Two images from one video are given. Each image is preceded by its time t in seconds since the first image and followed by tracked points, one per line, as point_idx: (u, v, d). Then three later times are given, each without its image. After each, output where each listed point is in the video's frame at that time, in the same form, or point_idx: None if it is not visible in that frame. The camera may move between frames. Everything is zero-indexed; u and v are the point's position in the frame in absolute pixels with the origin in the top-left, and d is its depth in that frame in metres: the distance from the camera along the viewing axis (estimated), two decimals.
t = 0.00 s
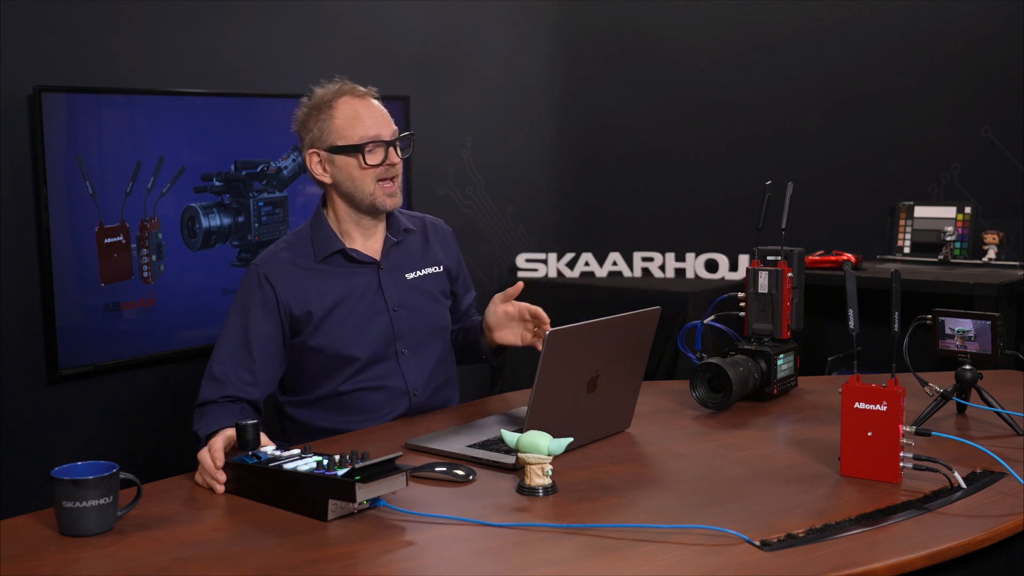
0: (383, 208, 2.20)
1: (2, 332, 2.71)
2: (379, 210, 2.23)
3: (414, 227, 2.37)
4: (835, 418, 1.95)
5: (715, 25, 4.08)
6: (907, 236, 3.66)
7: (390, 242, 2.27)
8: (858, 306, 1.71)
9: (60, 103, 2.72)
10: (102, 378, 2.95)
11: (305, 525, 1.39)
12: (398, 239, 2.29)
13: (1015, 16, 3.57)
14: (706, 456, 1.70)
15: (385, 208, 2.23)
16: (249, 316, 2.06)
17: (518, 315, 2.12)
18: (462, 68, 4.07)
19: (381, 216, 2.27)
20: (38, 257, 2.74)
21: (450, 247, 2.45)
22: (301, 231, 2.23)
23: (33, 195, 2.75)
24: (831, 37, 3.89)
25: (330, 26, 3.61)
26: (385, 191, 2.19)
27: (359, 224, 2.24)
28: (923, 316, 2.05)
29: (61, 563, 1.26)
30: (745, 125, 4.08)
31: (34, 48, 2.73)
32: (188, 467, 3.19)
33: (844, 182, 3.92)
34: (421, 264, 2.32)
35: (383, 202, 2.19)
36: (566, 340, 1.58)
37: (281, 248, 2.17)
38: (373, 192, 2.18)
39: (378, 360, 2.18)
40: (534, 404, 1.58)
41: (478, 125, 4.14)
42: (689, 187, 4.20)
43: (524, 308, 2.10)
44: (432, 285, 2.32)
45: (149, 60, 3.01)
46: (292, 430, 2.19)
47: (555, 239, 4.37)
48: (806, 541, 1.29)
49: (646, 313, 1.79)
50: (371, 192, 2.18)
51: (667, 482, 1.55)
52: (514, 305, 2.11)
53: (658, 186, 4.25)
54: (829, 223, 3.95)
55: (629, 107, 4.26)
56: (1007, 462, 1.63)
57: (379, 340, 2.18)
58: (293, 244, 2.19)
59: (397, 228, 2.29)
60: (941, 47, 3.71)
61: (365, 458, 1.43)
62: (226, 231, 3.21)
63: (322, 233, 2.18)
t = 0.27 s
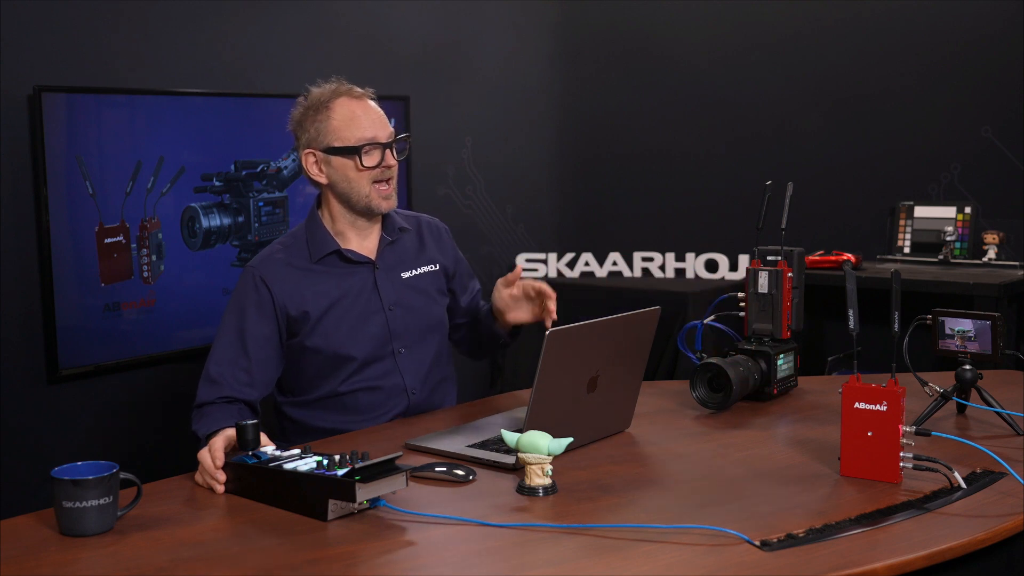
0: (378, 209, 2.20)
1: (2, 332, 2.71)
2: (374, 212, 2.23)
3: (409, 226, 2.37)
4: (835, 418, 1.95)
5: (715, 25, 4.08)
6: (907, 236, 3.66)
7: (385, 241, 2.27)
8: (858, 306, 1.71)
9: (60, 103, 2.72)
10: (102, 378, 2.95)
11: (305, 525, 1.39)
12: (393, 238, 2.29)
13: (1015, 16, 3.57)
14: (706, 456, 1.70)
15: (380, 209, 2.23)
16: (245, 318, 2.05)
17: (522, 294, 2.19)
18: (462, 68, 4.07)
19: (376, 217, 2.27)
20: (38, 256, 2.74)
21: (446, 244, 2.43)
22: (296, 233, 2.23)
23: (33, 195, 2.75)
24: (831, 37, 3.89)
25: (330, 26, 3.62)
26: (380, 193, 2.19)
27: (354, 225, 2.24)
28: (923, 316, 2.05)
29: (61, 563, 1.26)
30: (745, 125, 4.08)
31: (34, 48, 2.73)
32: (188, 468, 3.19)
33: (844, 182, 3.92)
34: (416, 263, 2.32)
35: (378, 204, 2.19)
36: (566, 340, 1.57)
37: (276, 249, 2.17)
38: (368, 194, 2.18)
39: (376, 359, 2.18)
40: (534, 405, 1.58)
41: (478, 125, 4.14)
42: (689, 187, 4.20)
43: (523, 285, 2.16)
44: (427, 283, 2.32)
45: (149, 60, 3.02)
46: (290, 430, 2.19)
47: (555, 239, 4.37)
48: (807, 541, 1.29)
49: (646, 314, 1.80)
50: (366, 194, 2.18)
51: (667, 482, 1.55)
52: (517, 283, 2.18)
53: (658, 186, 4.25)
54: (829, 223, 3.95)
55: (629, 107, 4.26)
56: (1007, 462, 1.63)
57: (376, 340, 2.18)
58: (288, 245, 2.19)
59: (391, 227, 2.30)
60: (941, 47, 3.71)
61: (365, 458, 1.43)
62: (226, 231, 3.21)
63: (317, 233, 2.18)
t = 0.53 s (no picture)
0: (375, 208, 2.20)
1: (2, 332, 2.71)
2: (371, 210, 2.23)
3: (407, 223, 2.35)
4: (835, 418, 1.95)
5: (715, 25, 4.08)
6: (907, 236, 3.66)
7: (383, 239, 2.27)
8: (858, 306, 1.71)
9: (60, 103, 2.72)
10: (102, 378, 2.95)
11: (305, 525, 1.39)
12: (390, 236, 2.28)
13: (1015, 16, 3.57)
14: (706, 456, 1.70)
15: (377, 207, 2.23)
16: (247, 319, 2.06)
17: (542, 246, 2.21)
18: (462, 68, 4.08)
19: (373, 214, 2.27)
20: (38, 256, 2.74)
21: (445, 238, 2.40)
22: (295, 233, 2.22)
23: (33, 195, 2.75)
24: (831, 37, 3.89)
25: (330, 26, 3.62)
26: (378, 191, 2.19)
27: (351, 223, 2.24)
28: (923, 316, 2.05)
29: (61, 562, 1.26)
30: (744, 125, 4.08)
31: (34, 48, 2.73)
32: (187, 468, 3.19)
33: (844, 182, 3.92)
34: (415, 261, 2.31)
35: (375, 202, 2.19)
36: (566, 340, 1.57)
37: (274, 250, 2.17)
38: (365, 192, 2.18)
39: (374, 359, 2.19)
40: (534, 405, 1.58)
41: (478, 125, 4.14)
42: (689, 187, 4.19)
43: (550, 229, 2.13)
44: (426, 281, 2.31)
45: (150, 60, 3.02)
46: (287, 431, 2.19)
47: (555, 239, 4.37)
48: (807, 541, 1.29)
49: (647, 314, 1.80)
50: (363, 193, 2.18)
51: (667, 482, 1.55)
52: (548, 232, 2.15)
53: (658, 186, 4.25)
54: (829, 224, 3.95)
55: (629, 107, 4.26)
56: (1007, 462, 1.63)
57: (374, 339, 2.18)
58: (286, 246, 2.19)
59: (389, 225, 2.29)
60: (941, 47, 3.71)
61: (366, 458, 1.43)
62: (226, 231, 3.21)
63: (314, 233, 2.18)
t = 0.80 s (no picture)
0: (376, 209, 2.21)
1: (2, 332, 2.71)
2: (372, 212, 2.24)
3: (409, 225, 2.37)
4: (835, 418, 1.95)
5: (715, 25, 4.08)
6: (907, 236, 3.66)
7: (384, 241, 2.28)
8: (858, 306, 1.71)
9: (60, 103, 2.72)
10: (102, 378, 2.95)
11: (305, 525, 1.39)
12: (391, 237, 2.29)
13: (1015, 15, 3.57)
14: (706, 456, 1.70)
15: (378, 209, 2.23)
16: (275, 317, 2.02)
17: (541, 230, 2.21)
18: (462, 68, 4.08)
19: (374, 216, 2.28)
20: (38, 256, 2.74)
21: (447, 239, 2.41)
22: (295, 234, 2.25)
23: (33, 195, 2.75)
24: (831, 37, 3.89)
25: (330, 27, 3.62)
26: (379, 193, 2.19)
27: (351, 225, 2.26)
28: (922, 316, 2.05)
29: (61, 563, 1.26)
30: (744, 125, 4.08)
31: (34, 48, 2.73)
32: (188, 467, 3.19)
33: (844, 182, 3.92)
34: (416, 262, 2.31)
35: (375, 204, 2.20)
36: (566, 339, 1.58)
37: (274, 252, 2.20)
38: (366, 194, 2.18)
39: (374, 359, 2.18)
40: (534, 405, 1.58)
41: (478, 125, 4.14)
42: (689, 186, 4.19)
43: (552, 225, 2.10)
44: (427, 282, 2.31)
45: (150, 60, 3.02)
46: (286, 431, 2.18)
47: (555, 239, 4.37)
48: (807, 541, 1.29)
49: (646, 314, 1.80)
50: (365, 194, 2.18)
51: (667, 482, 1.55)
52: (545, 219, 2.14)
53: (658, 186, 4.25)
54: (829, 224, 3.95)
55: (629, 107, 4.26)
56: (1007, 462, 1.63)
57: (374, 339, 2.19)
58: (286, 247, 2.22)
59: (390, 226, 2.30)
60: (941, 47, 3.71)
61: (365, 458, 1.43)
62: (226, 231, 3.21)
63: (314, 234, 2.20)
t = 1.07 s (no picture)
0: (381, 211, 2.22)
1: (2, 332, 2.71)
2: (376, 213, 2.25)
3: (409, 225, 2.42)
4: (835, 418, 1.95)
5: (715, 25, 4.08)
6: (907, 236, 3.66)
7: (386, 241, 2.32)
8: (858, 306, 1.71)
9: (60, 103, 2.72)
10: (102, 378, 2.95)
11: (305, 525, 1.39)
12: (393, 238, 2.34)
13: (1015, 15, 3.57)
14: (705, 456, 1.70)
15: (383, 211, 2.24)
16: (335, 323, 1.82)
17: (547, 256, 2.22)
18: (462, 68, 4.08)
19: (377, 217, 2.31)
20: (38, 256, 2.74)
21: (446, 242, 2.46)
22: (296, 232, 2.29)
23: (33, 195, 2.75)
24: (831, 37, 3.89)
25: (330, 27, 3.62)
26: (385, 195, 2.20)
27: (355, 225, 2.28)
28: (923, 316, 2.05)
29: (61, 563, 1.26)
30: (744, 125, 4.08)
31: (34, 48, 2.73)
32: (188, 468, 3.19)
33: (844, 182, 3.92)
34: (416, 264, 2.36)
35: (381, 206, 2.21)
36: (566, 339, 1.58)
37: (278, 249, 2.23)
38: (372, 196, 2.19)
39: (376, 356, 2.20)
40: (534, 404, 1.58)
41: (478, 125, 4.14)
42: (689, 186, 4.19)
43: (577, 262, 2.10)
44: (428, 283, 2.36)
45: (150, 60, 3.01)
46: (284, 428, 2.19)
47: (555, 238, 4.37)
48: (807, 541, 1.29)
49: (646, 313, 1.80)
50: (371, 196, 2.19)
51: (667, 482, 1.55)
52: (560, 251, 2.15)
53: (658, 185, 4.25)
54: (828, 223, 3.95)
55: (629, 107, 4.25)
56: (1007, 462, 1.63)
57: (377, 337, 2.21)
58: (289, 245, 2.25)
59: (393, 227, 2.35)
60: (941, 47, 3.71)
61: (365, 458, 1.43)
62: (226, 231, 3.21)
63: (318, 232, 2.23)
